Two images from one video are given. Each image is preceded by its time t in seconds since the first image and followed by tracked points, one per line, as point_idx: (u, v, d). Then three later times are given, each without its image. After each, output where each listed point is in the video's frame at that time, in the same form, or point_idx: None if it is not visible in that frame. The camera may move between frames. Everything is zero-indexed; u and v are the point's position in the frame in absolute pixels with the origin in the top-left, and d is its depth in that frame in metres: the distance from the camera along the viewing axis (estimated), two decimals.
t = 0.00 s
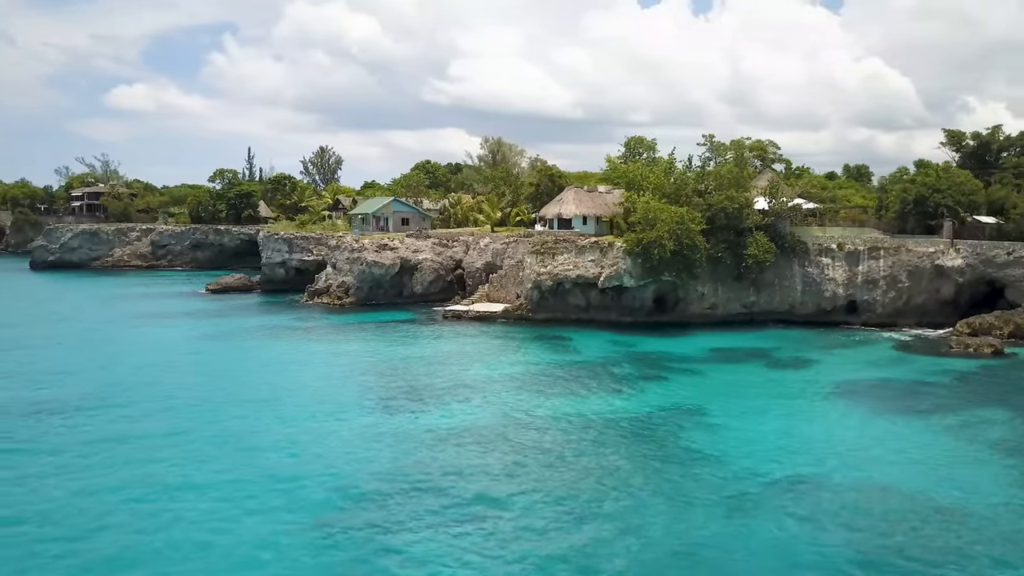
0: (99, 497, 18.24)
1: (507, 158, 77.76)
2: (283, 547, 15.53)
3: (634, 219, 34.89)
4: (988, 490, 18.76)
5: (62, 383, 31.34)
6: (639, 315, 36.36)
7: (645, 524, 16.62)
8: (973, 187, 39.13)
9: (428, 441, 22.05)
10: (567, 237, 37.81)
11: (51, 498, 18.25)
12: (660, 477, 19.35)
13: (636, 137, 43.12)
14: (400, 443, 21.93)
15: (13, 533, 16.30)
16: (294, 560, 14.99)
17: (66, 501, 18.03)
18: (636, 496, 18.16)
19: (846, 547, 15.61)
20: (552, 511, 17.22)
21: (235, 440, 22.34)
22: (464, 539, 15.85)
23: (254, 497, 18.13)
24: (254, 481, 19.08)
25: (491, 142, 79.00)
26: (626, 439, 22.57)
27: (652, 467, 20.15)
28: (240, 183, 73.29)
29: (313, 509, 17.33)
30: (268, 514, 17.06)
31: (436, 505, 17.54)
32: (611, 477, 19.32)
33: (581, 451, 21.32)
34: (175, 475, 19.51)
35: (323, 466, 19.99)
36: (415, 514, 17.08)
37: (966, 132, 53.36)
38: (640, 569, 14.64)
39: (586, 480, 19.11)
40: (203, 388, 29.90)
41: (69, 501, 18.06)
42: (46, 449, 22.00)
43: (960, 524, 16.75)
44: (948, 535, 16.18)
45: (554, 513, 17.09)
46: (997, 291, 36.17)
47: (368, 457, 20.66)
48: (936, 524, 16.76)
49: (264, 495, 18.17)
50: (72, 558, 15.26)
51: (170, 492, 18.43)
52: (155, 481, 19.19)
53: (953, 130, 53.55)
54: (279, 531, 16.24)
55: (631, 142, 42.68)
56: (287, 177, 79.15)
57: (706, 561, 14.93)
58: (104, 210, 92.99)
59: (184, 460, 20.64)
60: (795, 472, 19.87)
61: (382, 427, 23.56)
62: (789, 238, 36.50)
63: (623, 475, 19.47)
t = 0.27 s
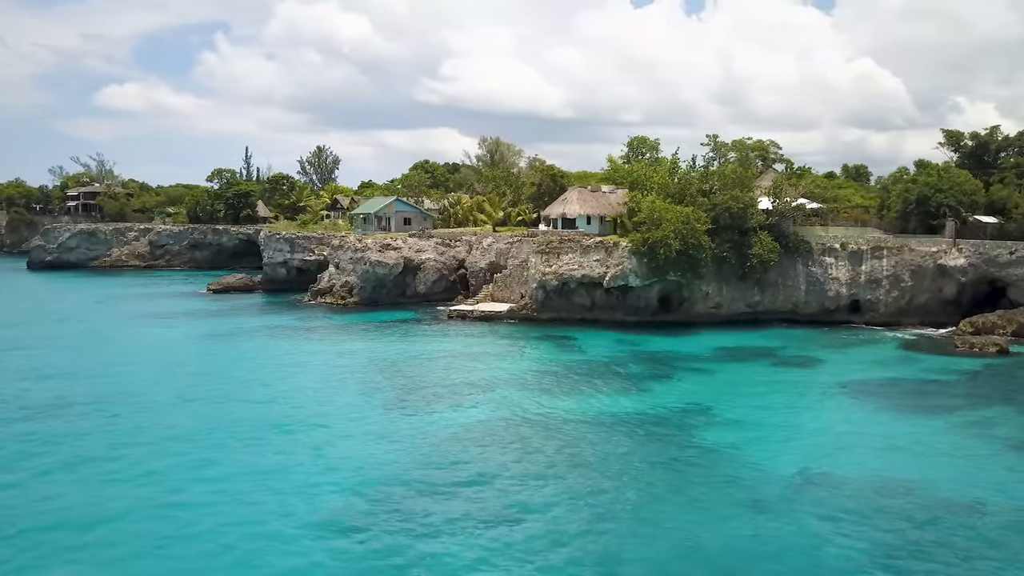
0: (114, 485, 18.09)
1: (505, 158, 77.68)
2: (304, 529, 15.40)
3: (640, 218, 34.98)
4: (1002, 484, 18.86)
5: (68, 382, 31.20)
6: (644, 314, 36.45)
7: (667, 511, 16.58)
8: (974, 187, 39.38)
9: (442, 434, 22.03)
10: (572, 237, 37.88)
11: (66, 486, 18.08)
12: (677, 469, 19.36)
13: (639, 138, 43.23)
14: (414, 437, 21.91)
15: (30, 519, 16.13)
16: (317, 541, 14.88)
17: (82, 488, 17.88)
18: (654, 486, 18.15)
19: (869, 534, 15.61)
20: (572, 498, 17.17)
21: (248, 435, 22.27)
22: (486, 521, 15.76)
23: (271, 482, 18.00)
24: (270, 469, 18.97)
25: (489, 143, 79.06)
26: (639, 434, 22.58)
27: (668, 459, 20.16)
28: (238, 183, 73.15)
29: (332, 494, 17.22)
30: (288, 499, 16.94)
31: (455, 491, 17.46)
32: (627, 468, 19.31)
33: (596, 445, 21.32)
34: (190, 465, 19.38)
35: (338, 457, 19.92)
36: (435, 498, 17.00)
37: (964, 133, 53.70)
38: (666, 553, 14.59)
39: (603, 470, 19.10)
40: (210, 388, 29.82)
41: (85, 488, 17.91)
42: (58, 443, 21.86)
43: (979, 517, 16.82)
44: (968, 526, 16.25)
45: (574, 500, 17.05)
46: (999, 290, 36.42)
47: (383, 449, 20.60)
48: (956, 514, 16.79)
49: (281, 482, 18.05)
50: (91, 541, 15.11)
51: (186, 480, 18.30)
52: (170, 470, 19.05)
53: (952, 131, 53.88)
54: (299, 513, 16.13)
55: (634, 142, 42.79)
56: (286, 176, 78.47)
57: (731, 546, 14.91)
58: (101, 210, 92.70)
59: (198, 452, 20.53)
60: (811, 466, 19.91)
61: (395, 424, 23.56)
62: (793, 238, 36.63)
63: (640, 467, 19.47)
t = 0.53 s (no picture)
0: (133, 488, 18.05)
1: (504, 158, 77.69)
2: (329, 531, 15.41)
3: (645, 218, 35.11)
4: (1016, 483, 19.04)
5: (74, 383, 31.11)
6: (649, 314, 36.57)
7: (687, 512, 16.66)
8: (976, 187, 39.60)
9: (457, 435, 22.10)
10: (577, 237, 37.93)
11: (84, 488, 18.05)
12: (693, 469, 19.44)
13: (641, 138, 43.37)
14: (428, 438, 21.94)
15: (52, 523, 16.11)
16: (342, 546, 14.89)
17: (100, 492, 17.85)
18: (672, 486, 18.24)
19: (890, 534, 15.72)
20: (592, 499, 17.24)
21: (262, 437, 22.27)
22: (510, 524, 15.79)
23: (290, 485, 17.99)
24: (288, 471, 18.95)
25: (487, 142, 79.05)
26: (652, 434, 22.66)
27: (683, 459, 20.24)
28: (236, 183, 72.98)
29: (352, 497, 17.22)
30: (309, 502, 16.94)
31: (475, 493, 17.49)
32: (644, 468, 19.38)
33: (610, 445, 21.38)
34: (207, 467, 19.36)
35: (355, 458, 19.94)
36: (456, 501, 17.03)
37: (963, 133, 53.96)
38: (692, 555, 14.66)
39: (620, 471, 19.17)
40: (219, 388, 29.77)
41: (103, 491, 17.87)
42: (71, 445, 21.82)
43: (996, 515, 16.98)
44: (986, 524, 16.41)
45: (595, 501, 17.11)
46: (1001, 289, 36.63)
47: (399, 450, 20.61)
48: (974, 514, 16.93)
49: (300, 484, 18.05)
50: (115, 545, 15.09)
51: (204, 483, 18.28)
52: (187, 472, 19.04)
53: (951, 131, 54.15)
54: (322, 517, 16.14)
55: (638, 142, 42.91)
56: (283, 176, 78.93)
57: (755, 547, 15.00)
58: (96, 209, 92.31)
59: (213, 453, 20.52)
60: (826, 466, 20.04)
61: (408, 424, 23.60)
62: (797, 238, 36.74)
63: (656, 467, 19.55)
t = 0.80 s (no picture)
0: (150, 489, 18.00)
1: (501, 158, 77.53)
2: (352, 532, 15.41)
3: (651, 218, 35.21)
4: None
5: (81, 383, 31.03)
6: (654, 313, 36.67)
7: (708, 512, 16.70)
8: (977, 187, 39.84)
9: (472, 435, 22.14)
10: (582, 236, 37.97)
11: (103, 490, 18.05)
12: (709, 468, 19.56)
13: (644, 138, 43.47)
14: (443, 438, 21.95)
15: (75, 525, 16.12)
16: (366, 547, 14.87)
17: (118, 494, 17.80)
18: (691, 485, 18.30)
19: (911, 533, 15.79)
20: (611, 499, 17.29)
21: (275, 437, 22.26)
22: (532, 525, 15.81)
23: (308, 487, 17.96)
24: (305, 472, 18.94)
25: (486, 142, 78.95)
26: (666, 434, 22.70)
27: (699, 459, 20.30)
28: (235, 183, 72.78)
29: (373, 498, 17.21)
30: (329, 503, 16.91)
31: (496, 494, 17.51)
32: (660, 468, 19.44)
33: (625, 444, 21.44)
34: (224, 469, 19.33)
35: (372, 459, 19.95)
36: (477, 502, 17.04)
37: (962, 133, 54.24)
38: (716, 555, 14.71)
39: (637, 471, 19.22)
40: (227, 388, 29.73)
41: (121, 493, 17.83)
42: (84, 447, 21.76)
43: (1011, 512, 17.15)
44: (1003, 522, 16.58)
45: (615, 502, 17.15)
46: (1003, 289, 36.85)
47: (414, 450, 20.63)
48: (992, 513, 17.02)
49: (319, 485, 18.03)
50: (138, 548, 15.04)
51: (222, 484, 18.23)
52: (204, 474, 18.99)
53: (950, 131, 54.40)
54: (345, 518, 16.13)
55: (641, 142, 43.03)
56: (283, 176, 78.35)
57: (778, 547, 15.05)
58: (92, 209, 91.91)
59: (228, 454, 20.48)
60: (841, 465, 20.14)
61: (421, 424, 23.64)
62: (801, 238, 36.75)
63: (673, 467, 19.60)
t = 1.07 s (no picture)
0: (168, 488, 17.93)
1: (499, 159, 77.41)
2: (375, 526, 15.32)
3: (656, 217, 35.32)
4: None
5: (87, 384, 30.92)
6: (659, 313, 36.77)
7: (730, 508, 16.70)
8: (979, 187, 40.09)
9: (486, 433, 22.16)
10: (587, 236, 38.04)
11: (121, 489, 18.03)
12: (725, 465, 19.65)
13: (647, 138, 43.60)
14: (457, 435, 21.96)
15: (97, 523, 16.09)
16: (391, 542, 14.79)
17: (135, 494, 17.70)
18: (709, 481, 18.31)
19: (933, 529, 15.84)
20: (630, 495, 17.31)
21: (288, 434, 22.24)
22: (554, 520, 15.78)
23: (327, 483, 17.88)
24: (321, 467, 18.87)
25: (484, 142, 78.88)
26: (678, 432, 22.74)
27: (715, 456, 20.34)
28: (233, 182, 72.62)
29: (393, 493, 17.13)
30: (348, 498, 16.82)
31: (515, 489, 17.48)
32: (676, 465, 19.48)
33: (638, 442, 21.49)
34: (240, 467, 19.26)
35: (389, 455, 19.92)
36: (498, 498, 17.07)
37: (961, 134, 54.52)
38: (741, 550, 14.76)
39: (653, 467, 19.23)
40: (235, 387, 29.68)
41: (138, 493, 17.74)
42: (96, 446, 21.68)
43: None
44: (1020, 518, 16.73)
45: (635, 497, 17.15)
46: (1006, 288, 37.07)
47: (430, 447, 20.61)
48: (1008, 509, 17.18)
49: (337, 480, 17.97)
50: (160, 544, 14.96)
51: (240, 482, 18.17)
52: (221, 473, 18.93)
53: (949, 131, 54.66)
54: (366, 512, 16.06)
55: (645, 142, 43.17)
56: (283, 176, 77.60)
57: (802, 542, 15.09)
58: (89, 209, 91.55)
59: (243, 453, 20.43)
60: (856, 462, 20.19)
61: (435, 422, 23.64)
62: (804, 238, 36.96)
63: (689, 464, 19.63)
